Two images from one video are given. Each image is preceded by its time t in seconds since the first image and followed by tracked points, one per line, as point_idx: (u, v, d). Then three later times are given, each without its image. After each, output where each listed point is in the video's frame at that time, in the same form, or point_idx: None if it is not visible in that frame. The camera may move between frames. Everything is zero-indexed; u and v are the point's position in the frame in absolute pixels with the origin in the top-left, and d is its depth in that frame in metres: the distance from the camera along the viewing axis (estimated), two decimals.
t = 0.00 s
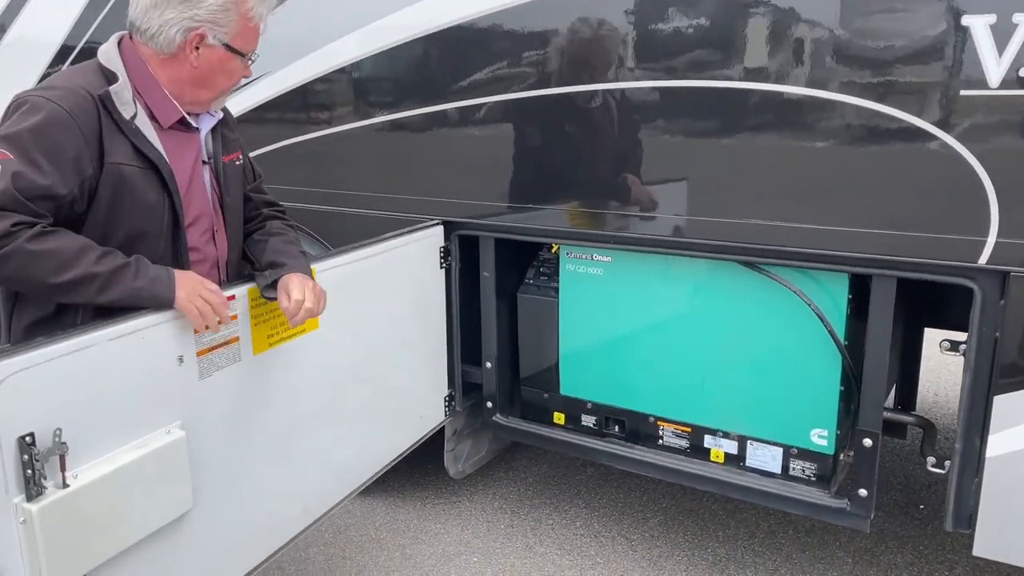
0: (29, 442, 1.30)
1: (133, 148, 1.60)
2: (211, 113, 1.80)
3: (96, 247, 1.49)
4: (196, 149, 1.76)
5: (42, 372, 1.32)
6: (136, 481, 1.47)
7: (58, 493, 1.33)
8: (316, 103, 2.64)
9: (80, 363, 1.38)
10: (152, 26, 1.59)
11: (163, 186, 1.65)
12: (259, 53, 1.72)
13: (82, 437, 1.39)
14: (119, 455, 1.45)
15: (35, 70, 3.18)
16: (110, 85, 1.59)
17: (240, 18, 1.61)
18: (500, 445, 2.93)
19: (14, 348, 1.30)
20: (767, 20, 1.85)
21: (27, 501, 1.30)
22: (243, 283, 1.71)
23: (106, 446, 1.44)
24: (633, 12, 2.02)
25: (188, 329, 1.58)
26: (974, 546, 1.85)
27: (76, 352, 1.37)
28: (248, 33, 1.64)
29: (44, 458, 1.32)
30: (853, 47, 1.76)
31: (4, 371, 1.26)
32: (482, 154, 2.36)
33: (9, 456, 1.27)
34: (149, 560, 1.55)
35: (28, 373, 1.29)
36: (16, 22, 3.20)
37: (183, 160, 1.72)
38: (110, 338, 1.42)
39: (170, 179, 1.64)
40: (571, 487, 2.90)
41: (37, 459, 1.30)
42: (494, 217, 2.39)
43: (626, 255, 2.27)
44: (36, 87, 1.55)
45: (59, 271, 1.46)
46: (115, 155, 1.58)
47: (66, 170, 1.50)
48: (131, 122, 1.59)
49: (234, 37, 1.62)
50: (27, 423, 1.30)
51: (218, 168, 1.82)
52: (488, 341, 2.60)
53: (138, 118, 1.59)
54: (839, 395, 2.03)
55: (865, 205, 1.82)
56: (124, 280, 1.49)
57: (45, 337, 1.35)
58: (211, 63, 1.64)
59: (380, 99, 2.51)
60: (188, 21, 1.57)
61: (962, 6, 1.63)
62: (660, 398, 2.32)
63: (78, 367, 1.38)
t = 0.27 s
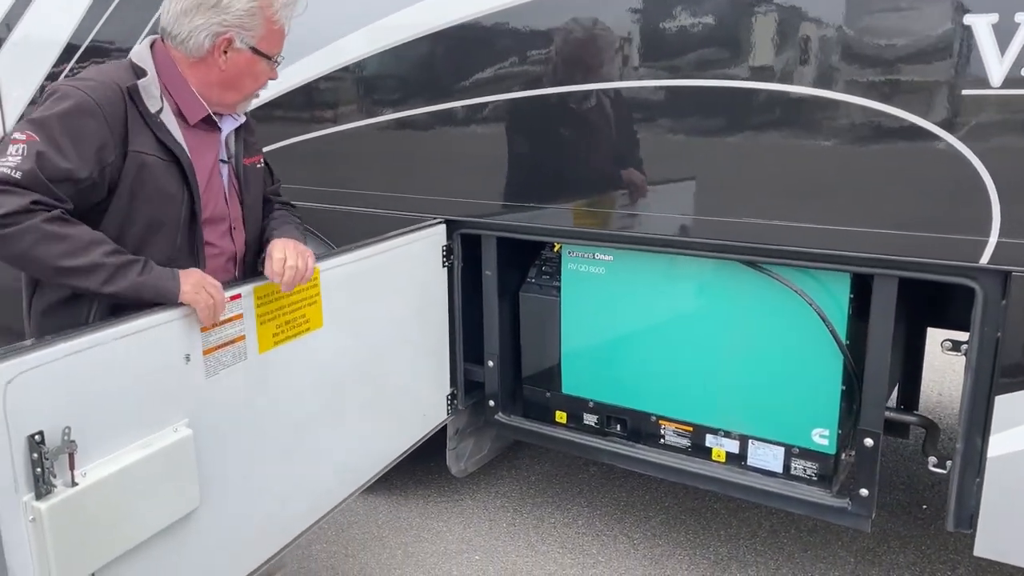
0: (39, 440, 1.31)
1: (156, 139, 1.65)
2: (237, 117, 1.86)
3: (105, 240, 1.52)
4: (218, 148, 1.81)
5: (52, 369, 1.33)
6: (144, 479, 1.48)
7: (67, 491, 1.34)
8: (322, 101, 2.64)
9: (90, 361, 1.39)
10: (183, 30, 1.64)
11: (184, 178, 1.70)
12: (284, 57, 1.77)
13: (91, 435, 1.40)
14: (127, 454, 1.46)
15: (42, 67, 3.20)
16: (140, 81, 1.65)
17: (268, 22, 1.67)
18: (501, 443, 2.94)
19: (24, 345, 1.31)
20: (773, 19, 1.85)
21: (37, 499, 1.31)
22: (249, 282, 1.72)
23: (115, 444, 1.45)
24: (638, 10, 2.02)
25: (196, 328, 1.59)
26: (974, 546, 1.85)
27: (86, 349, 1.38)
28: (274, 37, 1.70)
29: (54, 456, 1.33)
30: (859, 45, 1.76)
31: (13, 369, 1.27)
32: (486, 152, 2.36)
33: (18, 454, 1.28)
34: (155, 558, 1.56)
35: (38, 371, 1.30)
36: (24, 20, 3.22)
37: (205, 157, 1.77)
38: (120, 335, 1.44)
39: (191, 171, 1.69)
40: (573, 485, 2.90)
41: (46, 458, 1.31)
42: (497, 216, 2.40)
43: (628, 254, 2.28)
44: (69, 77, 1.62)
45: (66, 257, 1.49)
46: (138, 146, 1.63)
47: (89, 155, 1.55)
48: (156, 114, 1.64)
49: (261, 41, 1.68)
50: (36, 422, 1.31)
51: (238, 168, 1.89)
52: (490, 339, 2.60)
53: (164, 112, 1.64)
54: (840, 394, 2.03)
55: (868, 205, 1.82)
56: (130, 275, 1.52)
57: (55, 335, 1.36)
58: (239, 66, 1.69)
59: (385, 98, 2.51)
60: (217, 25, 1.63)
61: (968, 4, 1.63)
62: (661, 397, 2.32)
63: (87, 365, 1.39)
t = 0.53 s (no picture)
0: (52, 438, 1.31)
1: (225, 138, 1.85)
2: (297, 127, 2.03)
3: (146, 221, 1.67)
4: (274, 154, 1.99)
5: (66, 367, 1.34)
6: (156, 477, 1.49)
7: (81, 489, 1.35)
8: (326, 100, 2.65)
9: (103, 359, 1.40)
10: (260, 48, 1.83)
11: (244, 176, 1.88)
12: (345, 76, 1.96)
13: (103, 433, 1.41)
14: (139, 452, 1.47)
15: (48, 66, 3.22)
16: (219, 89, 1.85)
17: (335, 43, 1.86)
18: (504, 441, 2.94)
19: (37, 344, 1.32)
20: (776, 18, 1.85)
21: (50, 497, 1.32)
22: (257, 280, 1.73)
23: (127, 442, 1.46)
24: (642, 9, 2.02)
25: (204, 326, 1.60)
26: (975, 544, 1.85)
27: (100, 347, 1.39)
28: (340, 57, 1.89)
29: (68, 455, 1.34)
30: (862, 44, 1.76)
31: (26, 368, 1.28)
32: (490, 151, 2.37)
33: (32, 453, 1.29)
34: (164, 556, 1.57)
35: (52, 369, 1.31)
36: (30, 20, 3.24)
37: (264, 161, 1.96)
38: (133, 333, 1.45)
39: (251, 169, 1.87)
40: (576, 484, 2.91)
41: (60, 456, 1.32)
42: (500, 214, 2.41)
43: (630, 252, 2.28)
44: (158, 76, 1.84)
45: (110, 229, 1.65)
46: (206, 141, 1.82)
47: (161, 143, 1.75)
48: (228, 115, 1.83)
49: (328, 59, 1.87)
50: (50, 420, 1.32)
51: (292, 175, 2.05)
52: (492, 336, 2.61)
53: (234, 115, 1.83)
54: (842, 393, 2.03)
55: (871, 204, 1.83)
56: (159, 257, 1.64)
57: (67, 333, 1.37)
58: (307, 80, 1.87)
59: (389, 96, 2.52)
60: (291, 44, 1.81)
61: (971, 3, 1.63)
62: (662, 396, 2.33)
63: (100, 363, 1.40)
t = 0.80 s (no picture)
0: (58, 434, 1.32)
1: (289, 146, 1.96)
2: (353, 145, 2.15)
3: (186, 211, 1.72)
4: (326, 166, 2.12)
5: (73, 364, 1.34)
6: (160, 473, 1.50)
7: (86, 485, 1.36)
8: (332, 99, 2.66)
9: (109, 356, 1.41)
10: (330, 70, 1.93)
11: (302, 183, 2.01)
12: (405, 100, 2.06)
13: (109, 429, 1.42)
14: (143, 448, 1.48)
15: (56, 64, 3.24)
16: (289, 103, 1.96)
17: (399, 71, 1.96)
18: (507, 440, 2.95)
19: (44, 340, 1.33)
20: (782, 16, 1.85)
21: (56, 493, 1.33)
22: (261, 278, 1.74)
23: (132, 438, 1.47)
24: (647, 7, 2.02)
25: (208, 323, 1.61)
26: (979, 543, 1.85)
27: (106, 344, 1.40)
28: (402, 84, 1.99)
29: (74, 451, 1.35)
30: (868, 43, 1.76)
31: (33, 363, 1.28)
32: (496, 150, 2.38)
33: (39, 448, 1.30)
34: (168, 553, 1.58)
35: (59, 365, 1.32)
36: (38, 18, 3.26)
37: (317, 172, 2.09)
38: (139, 329, 1.46)
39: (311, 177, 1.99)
40: (580, 482, 2.91)
41: (66, 452, 1.33)
42: (505, 213, 2.41)
43: (633, 251, 2.29)
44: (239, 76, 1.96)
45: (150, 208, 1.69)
46: (272, 147, 1.94)
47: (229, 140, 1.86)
48: (298, 126, 1.94)
49: (391, 86, 1.97)
50: (57, 416, 1.33)
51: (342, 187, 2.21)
52: (496, 335, 2.62)
53: (304, 128, 1.94)
54: (845, 392, 2.03)
55: (876, 202, 1.83)
56: (178, 247, 1.65)
57: (74, 330, 1.38)
58: (370, 104, 1.98)
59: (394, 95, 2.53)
60: (359, 70, 1.91)
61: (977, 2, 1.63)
62: (666, 394, 2.33)
63: (106, 360, 1.40)
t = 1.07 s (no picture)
0: (57, 432, 1.33)
1: (322, 165, 2.02)
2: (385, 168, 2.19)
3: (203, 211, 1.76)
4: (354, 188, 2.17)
5: (72, 362, 1.35)
6: (158, 471, 1.50)
7: (84, 482, 1.37)
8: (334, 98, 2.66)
9: (107, 354, 1.41)
10: (372, 97, 1.96)
11: (330, 202, 2.06)
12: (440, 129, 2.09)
13: (108, 427, 1.43)
14: (142, 446, 1.48)
15: (59, 63, 3.25)
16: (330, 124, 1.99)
17: (436, 104, 1.99)
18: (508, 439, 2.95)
19: (43, 338, 1.33)
20: (783, 16, 1.85)
21: (55, 490, 1.33)
22: (260, 277, 1.74)
23: (131, 436, 1.47)
24: (649, 7, 2.03)
25: (207, 323, 1.61)
26: (979, 543, 1.85)
27: (104, 342, 1.40)
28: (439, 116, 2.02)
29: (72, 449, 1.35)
30: (870, 43, 1.76)
31: (32, 361, 1.29)
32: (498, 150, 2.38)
33: (37, 446, 1.31)
34: (167, 551, 1.58)
35: (58, 363, 1.32)
36: (41, 17, 3.26)
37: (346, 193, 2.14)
38: (139, 327, 1.46)
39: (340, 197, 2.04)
40: (581, 481, 2.91)
41: (64, 450, 1.33)
42: (506, 212, 2.41)
43: (634, 250, 2.29)
44: (291, 91, 2.02)
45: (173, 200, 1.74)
46: (306, 164, 1.99)
47: (266, 151, 1.91)
48: (338, 149, 1.99)
49: (428, 117, 2.00)
50: (55, 413, 1.33)
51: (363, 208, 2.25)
52: (497, 334, 2.62)
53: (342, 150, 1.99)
54: (846, 391, 2.03)
55: (876, 202, 1.83)
56: (185, 242, 1.68)
57: (72, 328, 1.38)
58: (406, 133, 2.01)
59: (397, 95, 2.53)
60: (399, 102, 1.94)
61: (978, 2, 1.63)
62: (667, 393, 2.33)
63: (105, 358, 1.41)
